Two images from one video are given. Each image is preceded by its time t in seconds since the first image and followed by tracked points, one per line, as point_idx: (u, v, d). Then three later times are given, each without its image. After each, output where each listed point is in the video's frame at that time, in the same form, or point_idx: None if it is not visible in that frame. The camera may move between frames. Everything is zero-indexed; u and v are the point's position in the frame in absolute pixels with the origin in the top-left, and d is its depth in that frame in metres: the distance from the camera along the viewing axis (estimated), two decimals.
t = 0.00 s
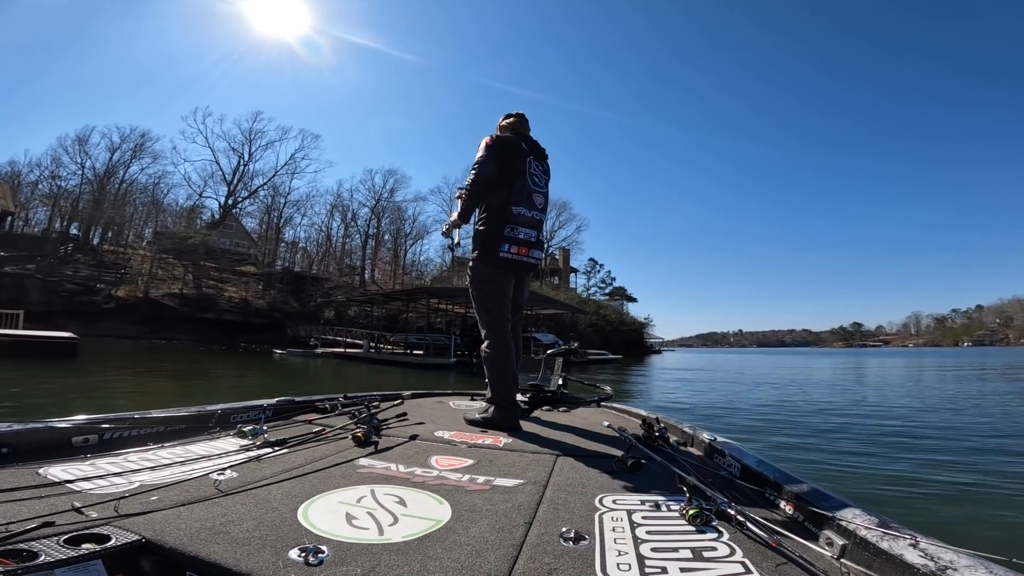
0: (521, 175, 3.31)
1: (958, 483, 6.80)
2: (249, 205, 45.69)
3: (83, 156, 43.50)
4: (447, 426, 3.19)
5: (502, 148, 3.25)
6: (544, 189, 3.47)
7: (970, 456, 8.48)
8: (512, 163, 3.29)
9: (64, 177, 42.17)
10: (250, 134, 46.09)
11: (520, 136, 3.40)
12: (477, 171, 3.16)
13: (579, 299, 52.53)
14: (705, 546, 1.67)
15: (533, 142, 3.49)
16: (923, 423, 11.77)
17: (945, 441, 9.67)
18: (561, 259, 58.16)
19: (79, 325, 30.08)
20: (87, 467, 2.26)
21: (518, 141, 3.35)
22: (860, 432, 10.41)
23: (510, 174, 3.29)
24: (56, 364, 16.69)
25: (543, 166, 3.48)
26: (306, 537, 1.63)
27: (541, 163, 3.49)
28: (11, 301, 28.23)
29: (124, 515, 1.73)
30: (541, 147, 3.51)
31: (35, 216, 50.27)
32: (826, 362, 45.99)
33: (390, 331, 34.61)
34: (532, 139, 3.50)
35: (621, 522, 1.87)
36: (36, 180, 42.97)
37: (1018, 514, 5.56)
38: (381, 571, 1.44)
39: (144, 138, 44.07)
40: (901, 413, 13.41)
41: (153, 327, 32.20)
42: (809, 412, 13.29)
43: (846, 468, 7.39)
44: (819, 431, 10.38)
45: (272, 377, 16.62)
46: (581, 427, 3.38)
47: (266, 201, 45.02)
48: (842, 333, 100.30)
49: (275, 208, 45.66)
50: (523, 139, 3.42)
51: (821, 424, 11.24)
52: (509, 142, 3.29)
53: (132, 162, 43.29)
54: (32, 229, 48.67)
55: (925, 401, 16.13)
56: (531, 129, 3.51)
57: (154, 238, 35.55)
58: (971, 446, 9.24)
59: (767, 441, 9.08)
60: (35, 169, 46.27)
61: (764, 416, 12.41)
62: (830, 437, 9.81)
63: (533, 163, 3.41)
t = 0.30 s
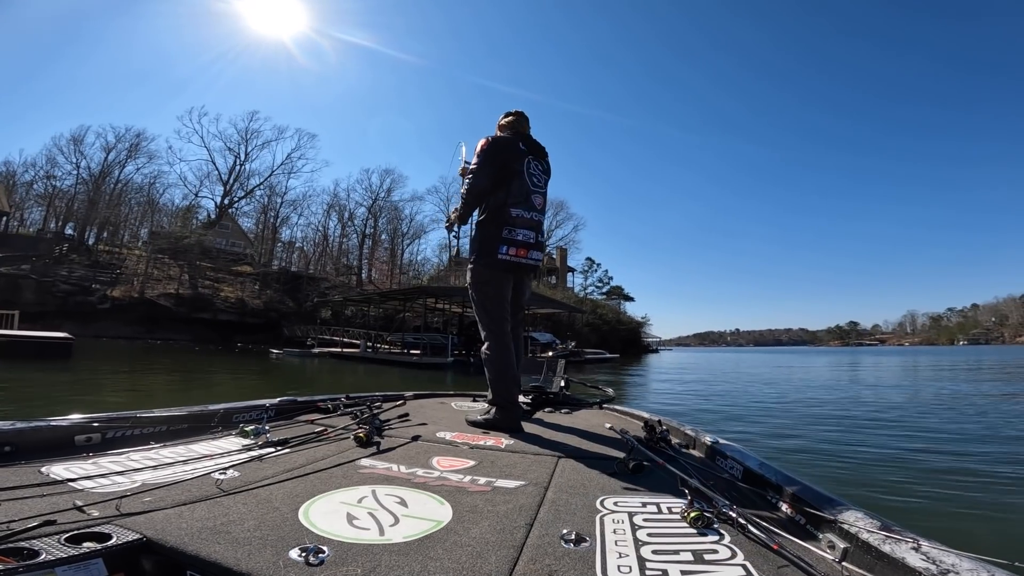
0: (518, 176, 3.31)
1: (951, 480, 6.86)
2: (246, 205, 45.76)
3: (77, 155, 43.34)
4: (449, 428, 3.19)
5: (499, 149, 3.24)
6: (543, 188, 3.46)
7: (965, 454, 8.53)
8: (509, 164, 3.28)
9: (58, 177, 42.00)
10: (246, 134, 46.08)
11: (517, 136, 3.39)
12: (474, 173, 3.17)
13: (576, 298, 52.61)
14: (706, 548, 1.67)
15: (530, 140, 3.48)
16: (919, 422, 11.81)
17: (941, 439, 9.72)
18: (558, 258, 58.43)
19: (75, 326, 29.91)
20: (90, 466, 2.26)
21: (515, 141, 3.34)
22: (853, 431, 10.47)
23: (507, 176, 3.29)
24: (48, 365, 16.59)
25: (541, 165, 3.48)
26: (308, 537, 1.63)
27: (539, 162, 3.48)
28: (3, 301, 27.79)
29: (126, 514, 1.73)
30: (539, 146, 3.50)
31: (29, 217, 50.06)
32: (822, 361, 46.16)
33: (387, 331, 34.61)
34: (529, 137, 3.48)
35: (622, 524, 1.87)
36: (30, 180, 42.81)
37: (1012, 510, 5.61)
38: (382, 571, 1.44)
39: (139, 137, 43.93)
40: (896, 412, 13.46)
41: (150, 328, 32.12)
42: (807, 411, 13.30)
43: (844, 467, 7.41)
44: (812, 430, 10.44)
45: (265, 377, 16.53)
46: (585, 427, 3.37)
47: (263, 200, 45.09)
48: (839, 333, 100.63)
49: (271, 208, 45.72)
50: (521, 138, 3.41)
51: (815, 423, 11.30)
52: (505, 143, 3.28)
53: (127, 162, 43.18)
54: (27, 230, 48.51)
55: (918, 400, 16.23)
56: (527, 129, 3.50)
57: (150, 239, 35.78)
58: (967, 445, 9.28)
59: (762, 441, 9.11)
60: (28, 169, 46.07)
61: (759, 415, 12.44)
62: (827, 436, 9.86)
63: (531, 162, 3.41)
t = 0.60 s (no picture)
0: (523, 175, 3.31)
1: (951, 482, 6.86)
2: (246, 205, 45.81)
3: (77, 155, 43.30)
4: (452, 429, 3.19)
5: (503, 150, 3.25)
6: (547, 188, 3.47)
7: (966, 454, 8.54)
8: (512, 164, 3.28)
9: (58, 177, 41.94)
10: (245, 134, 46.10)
11: (521, 136, 3.39)
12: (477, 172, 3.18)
13: (576, 299, 52.66)
14: (706, 554, 1.67)
15: (533, 140, 3.48)
16: (921, 423, 11.82)
17: (943, 440, 9.72)
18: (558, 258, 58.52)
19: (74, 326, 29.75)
20: (94, 462, 2.25)
21: (518, 142, 3.34)
22: (854, 432, 10.47)
23: (512, 175, 3.28)
24: (48, 368, 16.54)
25: (544, 164, 3.48)
26: (308, 536, 1.63)
27: (543, 161, 3.49)
28: (3, 301, 27.66)
29: (129, 510, 1.73)
30: (542, 145, 3.50)
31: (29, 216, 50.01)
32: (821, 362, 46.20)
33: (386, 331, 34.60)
34: (531, 137, 3.48)
35: (623, 528, 1.87)
36: (30, 180, 42.78)
37: (1012, 512, 5.62)
38: (382, 571, 1.44)
39: (139, 138, 43.89)
40: (896, 413, 13.47)
41: (149, 329, 32.05)
42: (808, 412, 13.31)
43: (845, 468, 7.42)
44: (813, 431, 10.44)
45: (265, 378, 16.49)
46: (588, 431, 3.37)
47: (263, 200, 45.15)
48: (837, 337, 100.91)
49: (270, 208, 45.76)
50: (524, 138, 3.41)
51: (816, 424, 11.30)
52: (509, 144, 3.28)
53: (127, 162, 43.18)
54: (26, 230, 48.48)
55: (918, 401, 16.24)
56: (529, 129, 3.50)
57: (150, 239, 36.60)
58: (968, 445, 9.28)
59: (763, 442, 9.09)
60: (28, 169, 46.06)
61: (760, 416, 12.43)
62: (828, 437, 9.87)
63: (535, 161, 3.41)
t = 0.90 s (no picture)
0: (534, 176, 3.31)
1: (952, 483, 6.85)
2: (245, 205, 45.96)
3: (77, 155, 43.41)
4: (457, 429, 3.19)
5: (513, 152, 3.27)
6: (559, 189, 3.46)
7: (967, 455, 8.53)
8: (524, 164, 3.29)
9: (57, 176, 42.05)
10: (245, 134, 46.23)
11: (530, 138, 3.40)
12: (488, 173, 3.19)
13: (575, 300, 52.74)
14: (712, 554, 1.67)
15: (542, 141, 3.48)
16: (920, 423, 11.81)
17: (943, 441, 9.71)
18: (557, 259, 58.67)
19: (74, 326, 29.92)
20: (102, 462, 2.27)
21: (528, 144, 3.35)
22: (853, 432, 10.46)
23: (525, 175, 3.29)
24: (46, 367, 16.56)
25: (554, 165, 3.48)
26: (314, 537, 1.63)
27: (552, 162, 3.49)
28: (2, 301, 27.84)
29: (136, 510, 1.74)
30: (551, 147, 3.51)
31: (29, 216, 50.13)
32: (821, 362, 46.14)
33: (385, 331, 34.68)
34: (540, 139, 3.49)
35: (628, 527, 1.87)
36: (29, 180, 42.88)
37: (1012, 515, 5.61)
38: (388, 571, 1.44)
39: (139, 138, 44.00)
40: (895, 413, 13.47)
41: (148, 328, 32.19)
42: (807, 413, 13.31)
43: (846, 469, 7.42)
44: (813, 431, 10.43)
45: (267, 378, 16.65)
46: (593, 431, 3.37)
47: (262, 200, 45.31)
48: (837, 337, 100.85)
49: (270, 208, 45.94)
50: (533, 140, 3.42)
51: (815, 424, 11.30)
52: (518, 146, 3.30)
53: (127, 162, 43.30)
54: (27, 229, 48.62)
55: (917, 401, 16.21)
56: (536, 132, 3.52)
57: (150, 239, 36.65)
58: (968, 446, 9.28)
59: (762, 442, 9.08)
60: (29, 169, 46.18)
61: (759, 416, 12.41)
62: (828, 437, 9.86)
63: (545, 162, 3.41)
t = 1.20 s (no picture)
0: (553, 172, 3.39)
1: (952, 481, 6.84)
2: (243, 206, 46.02)
3: (73, 156, 43.44)
4: (461, 429, 3.20)
5: (533, 149, 3.36)
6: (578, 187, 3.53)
7: (967, 453, 8.53)
8: (542, 160, 3.37)
9: (53, 177, 42.09)
10: (242, 136, 46.40)
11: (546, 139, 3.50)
12: (506, 164, 3.25)
13: (573, 300, 52.74)
14: (719, 551, 1.66)
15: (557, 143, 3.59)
16: (919, 422, 11.81)
17: (942, 439, 9.71)
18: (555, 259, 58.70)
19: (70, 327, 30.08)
20: (108, 466, 2.28)
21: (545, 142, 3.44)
22: (850, 431, 10.46)
23: (543, 171, 3.37)
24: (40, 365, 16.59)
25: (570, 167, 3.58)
26: (319, 538, 1.64)
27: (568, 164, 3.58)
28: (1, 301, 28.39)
29: (143, 513, 1.75)
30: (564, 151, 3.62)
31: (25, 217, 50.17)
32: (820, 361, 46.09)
33: (383, 332, 34.75)
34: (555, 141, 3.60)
35: (633, 527, 1.87)
36: (26, 181, 42.89)
37: (1012, 512, 5.61)
38: (393, 572, 1.45)
39: (136, 139, 44.12)
40: (894, 412, 13.46)
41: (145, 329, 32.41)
42: (805, 412, 13.30)
43: (847, 467, 7.41)
44: (810, 430, 10.42)
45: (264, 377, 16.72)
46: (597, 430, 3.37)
47: (260, 201, 45.42)
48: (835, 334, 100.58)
49: (268, 209, 46.05)
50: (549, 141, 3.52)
51: (811, 424, 11.29)
52: (536, 143, 3.38)
53: (123, 163, 43.33)
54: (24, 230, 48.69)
55: (915, 399, 16.20)
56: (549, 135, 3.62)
57: (147, 240, 36.64)
58: (967, 444, 9.27)
59: (760, 441, 9.06)
60: (25, 170, 46.19)
61: (757, 415, 12.40)
62: (827, 435, 9.86)
63: (561, 162, 3.51)
